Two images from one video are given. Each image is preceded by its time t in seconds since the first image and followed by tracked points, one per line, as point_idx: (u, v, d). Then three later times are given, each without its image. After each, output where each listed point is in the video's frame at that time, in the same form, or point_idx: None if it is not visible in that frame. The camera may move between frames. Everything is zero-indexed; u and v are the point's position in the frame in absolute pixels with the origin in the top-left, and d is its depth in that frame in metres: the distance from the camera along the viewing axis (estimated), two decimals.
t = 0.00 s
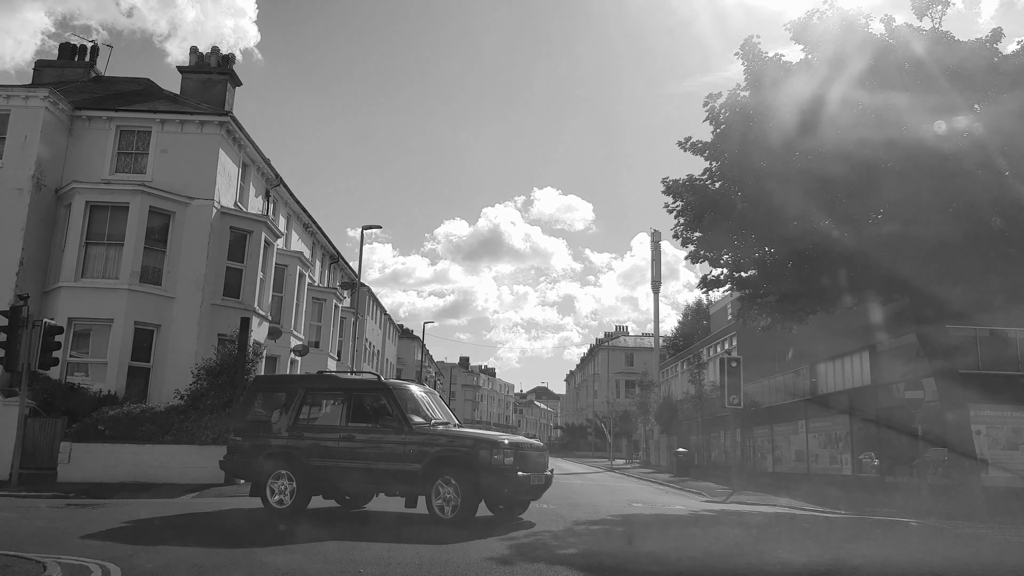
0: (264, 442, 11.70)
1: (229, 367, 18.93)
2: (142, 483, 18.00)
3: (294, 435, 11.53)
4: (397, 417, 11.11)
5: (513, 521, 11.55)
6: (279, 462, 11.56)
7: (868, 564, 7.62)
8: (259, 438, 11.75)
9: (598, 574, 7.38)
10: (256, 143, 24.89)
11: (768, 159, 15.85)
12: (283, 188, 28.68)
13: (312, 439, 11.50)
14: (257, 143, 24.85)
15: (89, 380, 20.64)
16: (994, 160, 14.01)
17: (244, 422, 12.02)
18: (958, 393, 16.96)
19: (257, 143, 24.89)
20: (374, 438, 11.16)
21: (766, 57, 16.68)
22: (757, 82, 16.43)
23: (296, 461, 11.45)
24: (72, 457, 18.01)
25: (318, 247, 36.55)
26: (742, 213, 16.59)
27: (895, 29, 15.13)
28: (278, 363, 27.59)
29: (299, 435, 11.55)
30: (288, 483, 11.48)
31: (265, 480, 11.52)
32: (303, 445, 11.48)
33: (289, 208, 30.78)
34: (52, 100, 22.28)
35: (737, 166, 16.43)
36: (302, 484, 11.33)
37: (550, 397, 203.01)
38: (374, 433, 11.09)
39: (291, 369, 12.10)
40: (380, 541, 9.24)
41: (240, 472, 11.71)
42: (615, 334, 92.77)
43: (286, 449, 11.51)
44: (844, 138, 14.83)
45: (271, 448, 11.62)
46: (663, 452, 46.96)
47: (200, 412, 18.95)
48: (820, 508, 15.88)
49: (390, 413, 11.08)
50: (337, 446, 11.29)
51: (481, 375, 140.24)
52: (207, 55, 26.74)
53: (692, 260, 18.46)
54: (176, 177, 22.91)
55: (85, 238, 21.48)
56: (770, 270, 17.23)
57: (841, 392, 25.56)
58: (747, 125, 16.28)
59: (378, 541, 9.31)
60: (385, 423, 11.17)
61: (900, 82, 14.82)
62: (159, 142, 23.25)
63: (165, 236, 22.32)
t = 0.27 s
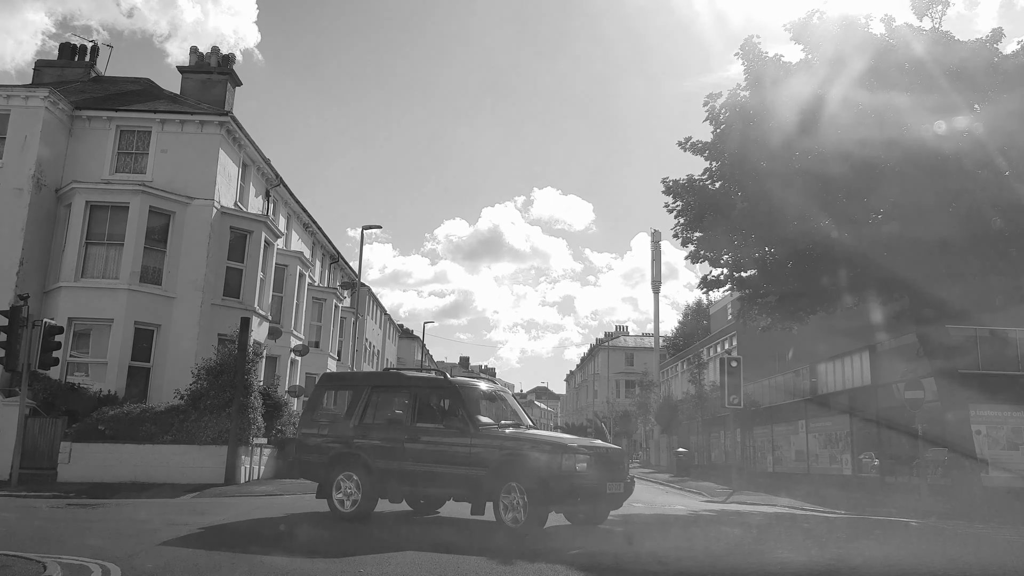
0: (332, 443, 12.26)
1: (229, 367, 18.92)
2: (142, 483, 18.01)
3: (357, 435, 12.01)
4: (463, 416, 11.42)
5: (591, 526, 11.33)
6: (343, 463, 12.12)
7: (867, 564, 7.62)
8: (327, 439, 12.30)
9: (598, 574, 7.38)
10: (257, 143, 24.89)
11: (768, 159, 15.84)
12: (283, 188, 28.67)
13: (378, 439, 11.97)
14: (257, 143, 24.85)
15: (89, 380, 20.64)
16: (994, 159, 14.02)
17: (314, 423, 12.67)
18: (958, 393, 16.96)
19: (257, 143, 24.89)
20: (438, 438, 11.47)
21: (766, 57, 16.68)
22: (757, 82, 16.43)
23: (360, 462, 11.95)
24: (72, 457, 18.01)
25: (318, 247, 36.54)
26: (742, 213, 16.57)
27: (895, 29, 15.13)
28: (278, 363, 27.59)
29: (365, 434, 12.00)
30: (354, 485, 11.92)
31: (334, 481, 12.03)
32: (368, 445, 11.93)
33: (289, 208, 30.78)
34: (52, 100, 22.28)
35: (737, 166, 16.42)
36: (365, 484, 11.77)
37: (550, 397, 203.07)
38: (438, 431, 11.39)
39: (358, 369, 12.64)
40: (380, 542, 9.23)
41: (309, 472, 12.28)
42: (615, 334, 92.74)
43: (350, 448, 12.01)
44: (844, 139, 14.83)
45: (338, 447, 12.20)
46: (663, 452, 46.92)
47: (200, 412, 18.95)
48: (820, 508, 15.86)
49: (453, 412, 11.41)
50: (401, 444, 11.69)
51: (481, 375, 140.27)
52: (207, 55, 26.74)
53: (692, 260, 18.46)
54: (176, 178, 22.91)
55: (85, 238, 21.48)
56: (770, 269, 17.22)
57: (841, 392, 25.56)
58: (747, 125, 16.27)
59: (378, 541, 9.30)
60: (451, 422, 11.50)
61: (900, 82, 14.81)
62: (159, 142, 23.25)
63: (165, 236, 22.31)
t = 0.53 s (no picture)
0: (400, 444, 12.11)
1: (229, 367, 18.92)
2: (142, 483, 18.01)
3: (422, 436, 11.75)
4: (528, 418, 10.80)
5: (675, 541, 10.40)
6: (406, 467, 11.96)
7: (867, 564, 7.62)
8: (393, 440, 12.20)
9: (597, 574, 7.37)
10: (257, 143, 24.89)
11: (768, 159, 15.85)
12: (283, 188, 28.67)
13: (442, 440, 11.68)
14: (257, 143, 24.84)
15: (89, 380, 20.65)
16: (994, 160, 14.01)
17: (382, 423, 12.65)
18: (958, 393, 16.95)
19: (257, 143, 24.89)
20: (505, 442, 10.93)
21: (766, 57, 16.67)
22: (757, 82, 16.43)
23: (424, 465, 11.67)
24: (72, 457, 18.01)
25: (318, 247, 36.54)
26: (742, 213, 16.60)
27: (895, 29, 15.12)
28: (278, 363, 27.59)
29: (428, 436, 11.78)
30: (418, 490, 11.64)
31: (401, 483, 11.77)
32: (432, 445, 11.65)
33: (290, 208, 30.78)
34: (52, 100, 22.28)
35: (737, 166, 16.43)
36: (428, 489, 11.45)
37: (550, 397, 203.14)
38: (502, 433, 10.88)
39: (424, 367, 12.45)
40: (379, 543, 9.24)
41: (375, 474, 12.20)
42: (615, 334, 92.76)
43: (412, 450, 11.78)
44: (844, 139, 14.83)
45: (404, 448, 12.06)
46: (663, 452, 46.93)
47: (200, 412, 18.94)
48: (820, 508, 15.85)
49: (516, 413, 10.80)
50: (468, 446, 11.30)
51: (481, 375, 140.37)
52: (207, 55, 26.74)
53: (692, 260, 18.45)
54: (176, 178, 22.92)
55: (85, 238, 21.48)
56: (770, 269, 17.21)
57: (841, 392, 25.57)
58: (747, 125, 16.27)
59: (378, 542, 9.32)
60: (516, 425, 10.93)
61: (900, 82, 14.80)
62: (159, 142, 23.25)
63: (165, 236, 22.31)
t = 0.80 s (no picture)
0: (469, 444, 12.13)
1: (229, 367, 18.93)
2: (141, 483, 18.01)
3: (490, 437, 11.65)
4: (596, 419, 10.29)
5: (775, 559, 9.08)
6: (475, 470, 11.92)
7: (867, 564, 7.63)
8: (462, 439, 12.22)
9: (597, 574, 7.38)
10: (257, 143, 24.89)
11: (768, 159, 15.86)
12: (283, 188, 28.67)
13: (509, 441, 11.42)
14: (257, 143, 24.85)
15: (89, 380, 20.64)
16: (993, 160, 14.00)
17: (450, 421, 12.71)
18: (958, 393, 16.96)
19: (257, 143, 24.89)
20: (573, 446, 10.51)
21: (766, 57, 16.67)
22: (756, 82, 16.43)
23: (490, 470, 11.56)
24: (72, 457, 18.00)
25: (318, 247, 36.54)
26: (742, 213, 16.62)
27: (895, 29, 15.12)
28: (278, 362, 27.60)
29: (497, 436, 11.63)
30: (484, 494, 11.48)
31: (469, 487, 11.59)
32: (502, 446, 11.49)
33: (289, 208, 30.78)
34: (52, 100, 22.28)
35: (737, 166, 16.43)
36: (493, 493, 11.26)
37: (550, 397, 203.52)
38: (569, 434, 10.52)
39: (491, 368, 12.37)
40: (379, 542, 9.24)
41: (444, 476, 12.22)
42: (615, 334, 92.78)
43: (479, 452, 11.65)
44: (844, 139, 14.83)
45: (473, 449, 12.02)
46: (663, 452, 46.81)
47: (200, 412, 18.93)
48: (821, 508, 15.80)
49: (582, 414, 10.31)
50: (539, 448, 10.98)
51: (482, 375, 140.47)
52: (207, 55, 26.75)
53: (692, 260, 18.46)
54: (176, 178, 22.91)
55: (85, 238, 21.48)
56: (770, 270, 17.21)
57: (841, 392, 25.54)
58: (747, 125, 16.28)
59: (378, 542, 9.32)
60: (585, 426, 10.48)
61: (900, 82, 14.80)
62: (159, 142, 23.25)
63: (165, 236, 22.31)
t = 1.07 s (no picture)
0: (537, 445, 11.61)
1: (229, 367, 18.94)
2: (141, 483, 18.01)
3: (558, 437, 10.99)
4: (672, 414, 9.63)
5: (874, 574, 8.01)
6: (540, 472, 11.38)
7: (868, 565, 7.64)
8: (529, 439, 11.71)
9: (597, 573, 7.38)
10: (256, 143, 24.89)
11: (768, 159, 15.85)
12: (283, 188, 28.67)
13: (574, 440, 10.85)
14: (257, 143, 24.85)
15: (89, 380, 20.64)
16: (994, 160, 13.98)
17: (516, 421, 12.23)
18: (958, 393, 16.96)
19: (257, 143, 24.89)
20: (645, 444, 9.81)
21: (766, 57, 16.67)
22: (757, 82, 16.43)
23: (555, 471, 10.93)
24: (72, 457, 17.99)
25: (318, 248, 36.55)
26: (742, 213, 16.61)
27: (895, 29, 15.13)
28: (278, 363, 27.60)
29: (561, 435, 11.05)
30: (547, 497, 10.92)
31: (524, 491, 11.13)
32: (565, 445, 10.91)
33: (289, 208, 30.78)
34: (52, 100, 22.28)
35: (738, 166, 16.43)
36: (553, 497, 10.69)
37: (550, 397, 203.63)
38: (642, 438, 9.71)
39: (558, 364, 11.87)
40: (380, 542, 9.25)
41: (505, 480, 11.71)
42: (615, 334, 92.82)
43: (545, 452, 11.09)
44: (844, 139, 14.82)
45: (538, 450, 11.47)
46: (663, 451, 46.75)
47: (200, 412, 18.94)
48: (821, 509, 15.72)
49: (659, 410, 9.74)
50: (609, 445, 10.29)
51: (481, 375, 140.51)
52: (207, 55, 26.75)
53: (692, 260, 18.45)
54: (176, 178, 22.91)
55: (85, 238, 21.48)
56: (770, 270, 17.21)
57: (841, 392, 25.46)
58: (747, 125, 16.28)
59: (378, 541, 9.33)
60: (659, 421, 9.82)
61: (900, 82, 14.80)
62: (159, 142, 23.26)
63: (165, 236, 22.31)
